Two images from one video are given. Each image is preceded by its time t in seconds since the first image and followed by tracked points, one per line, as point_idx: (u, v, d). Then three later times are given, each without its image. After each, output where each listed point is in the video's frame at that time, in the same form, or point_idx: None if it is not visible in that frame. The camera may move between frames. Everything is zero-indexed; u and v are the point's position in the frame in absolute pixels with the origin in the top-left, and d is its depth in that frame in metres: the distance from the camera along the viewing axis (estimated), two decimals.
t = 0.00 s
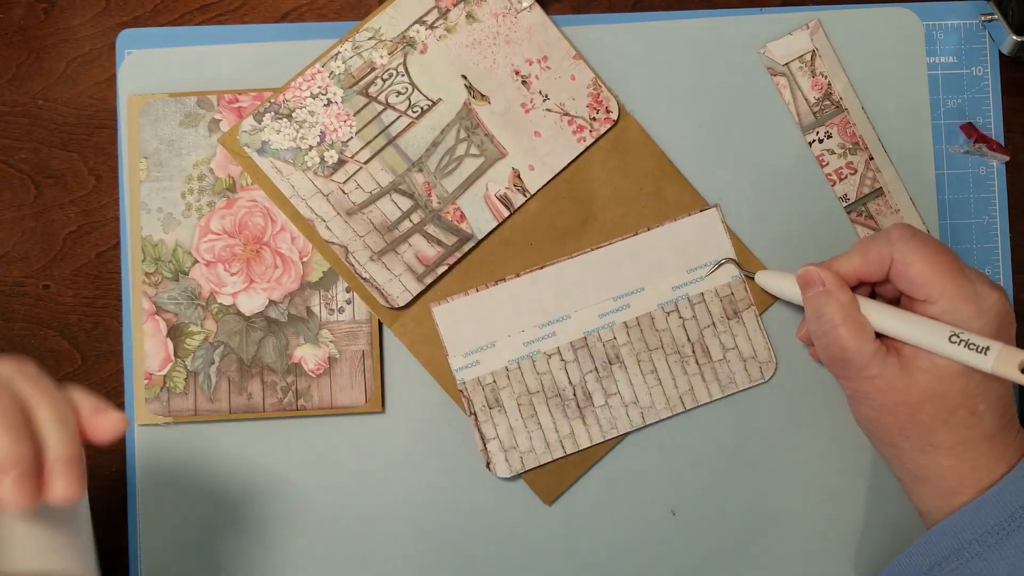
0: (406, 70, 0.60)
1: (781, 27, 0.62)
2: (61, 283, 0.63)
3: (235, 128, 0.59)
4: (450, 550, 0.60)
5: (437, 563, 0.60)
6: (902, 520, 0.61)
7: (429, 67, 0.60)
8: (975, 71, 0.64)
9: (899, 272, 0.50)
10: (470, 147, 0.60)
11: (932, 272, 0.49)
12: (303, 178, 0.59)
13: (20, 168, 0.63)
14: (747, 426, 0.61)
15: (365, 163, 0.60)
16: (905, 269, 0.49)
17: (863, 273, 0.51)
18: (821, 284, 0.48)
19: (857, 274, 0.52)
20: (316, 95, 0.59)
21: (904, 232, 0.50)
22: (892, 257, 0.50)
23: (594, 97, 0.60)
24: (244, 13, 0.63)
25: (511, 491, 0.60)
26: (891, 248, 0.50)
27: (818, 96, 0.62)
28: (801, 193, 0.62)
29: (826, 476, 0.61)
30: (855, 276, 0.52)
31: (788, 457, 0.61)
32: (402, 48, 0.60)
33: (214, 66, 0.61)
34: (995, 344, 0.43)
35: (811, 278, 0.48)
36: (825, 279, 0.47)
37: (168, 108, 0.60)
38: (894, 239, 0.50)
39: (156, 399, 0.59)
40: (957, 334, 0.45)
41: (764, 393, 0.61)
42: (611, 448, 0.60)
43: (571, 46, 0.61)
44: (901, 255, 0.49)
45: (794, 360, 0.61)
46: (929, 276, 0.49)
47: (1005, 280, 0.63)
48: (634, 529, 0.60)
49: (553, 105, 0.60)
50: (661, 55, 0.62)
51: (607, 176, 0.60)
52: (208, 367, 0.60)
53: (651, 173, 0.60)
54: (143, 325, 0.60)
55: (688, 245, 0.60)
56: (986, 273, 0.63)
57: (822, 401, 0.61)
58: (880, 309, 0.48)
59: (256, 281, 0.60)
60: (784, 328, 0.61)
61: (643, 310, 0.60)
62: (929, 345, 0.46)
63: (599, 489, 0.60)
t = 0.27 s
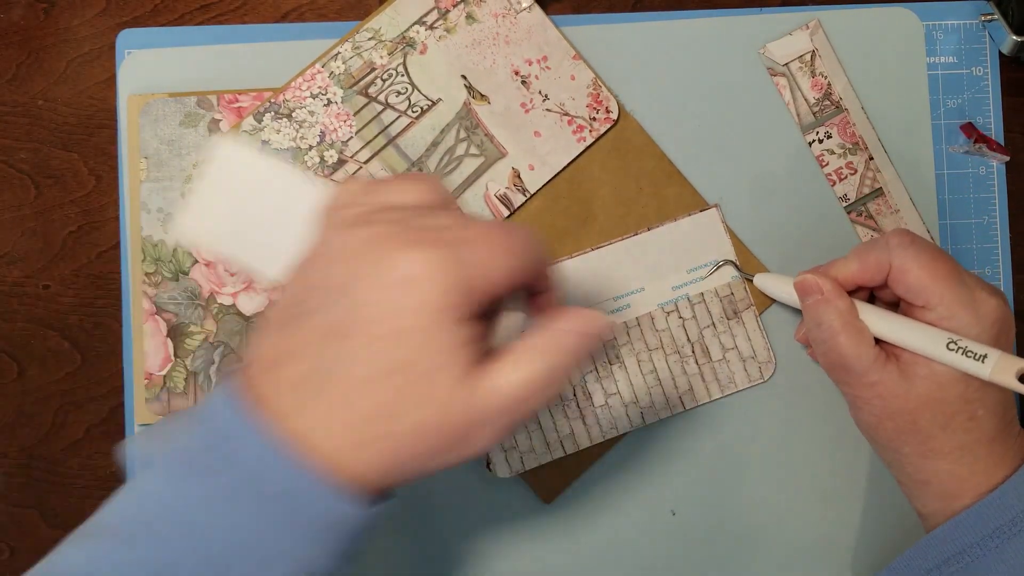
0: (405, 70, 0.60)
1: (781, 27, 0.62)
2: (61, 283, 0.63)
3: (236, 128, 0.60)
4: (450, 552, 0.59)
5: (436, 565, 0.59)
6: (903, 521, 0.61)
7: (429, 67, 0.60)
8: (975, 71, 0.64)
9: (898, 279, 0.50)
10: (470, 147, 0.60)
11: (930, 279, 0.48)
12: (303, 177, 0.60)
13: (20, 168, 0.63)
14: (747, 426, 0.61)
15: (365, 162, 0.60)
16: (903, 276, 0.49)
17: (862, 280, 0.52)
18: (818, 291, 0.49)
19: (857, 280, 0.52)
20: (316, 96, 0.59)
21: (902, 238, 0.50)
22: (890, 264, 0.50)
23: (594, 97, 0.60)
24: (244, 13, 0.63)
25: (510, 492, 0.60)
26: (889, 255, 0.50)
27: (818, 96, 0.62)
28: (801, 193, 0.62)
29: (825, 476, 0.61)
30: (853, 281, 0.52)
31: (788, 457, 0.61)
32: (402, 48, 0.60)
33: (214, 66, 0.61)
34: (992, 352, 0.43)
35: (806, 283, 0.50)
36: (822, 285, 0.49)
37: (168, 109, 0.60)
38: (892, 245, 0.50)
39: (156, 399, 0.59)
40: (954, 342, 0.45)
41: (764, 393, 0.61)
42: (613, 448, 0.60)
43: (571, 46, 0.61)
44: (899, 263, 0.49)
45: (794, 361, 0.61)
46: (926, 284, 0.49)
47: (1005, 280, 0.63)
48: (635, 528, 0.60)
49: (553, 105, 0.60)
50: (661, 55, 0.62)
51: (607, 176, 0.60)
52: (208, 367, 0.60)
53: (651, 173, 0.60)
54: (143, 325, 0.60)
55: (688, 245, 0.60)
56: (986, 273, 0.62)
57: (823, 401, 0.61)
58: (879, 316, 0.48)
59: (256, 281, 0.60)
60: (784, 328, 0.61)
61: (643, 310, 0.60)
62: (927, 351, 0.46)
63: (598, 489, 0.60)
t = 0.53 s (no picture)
0: (405, 72, 0.60)
1: (781, 26, 0.62)
2: (59, 283, 0.62)
3: (236, 130, 0.59)
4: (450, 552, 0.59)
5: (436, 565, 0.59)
6: (904, 522, 0.60)
7: (429, 66, 0.60)
8: (976, 70, 0.63)
9: (906, 274, 0.49)
10: (468, 147, 0.59)
11: (939, 275, 0.48)
12: (303, 178, 0.59)
13: (18, 168, 0.63)
14: (748, 426, 0.61)
15: (364, 163, 0.59)
16: (912, 272, 0.49)
17: (869, 273, 0.51)
18: (823, 287, 0.48)
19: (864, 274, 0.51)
20: (315, 97, 0.59)
21: (912, 233, 0.50)
22: (900, 258, 0.49)
23: (593, 97, 0.60)
24: (245, 13, 0.64)
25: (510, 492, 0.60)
26: (900, 250, 0.49)
27: (819, 96, 0.61)
28: (802, 193, 0.61)
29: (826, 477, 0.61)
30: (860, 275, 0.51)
31: (789, 457, 0.61)
32: (402, 48, 0.60)
33: (212, 65, 0.61)
34: (996, 348, 0.43)
35: (811, 280, 0.49)
36: (828, 282, 0.48)
37: (166, 108, 0.60)
38: (902, 240, 0.50)
39: (156, 399, 0.59)
40: (959, 337, 0.45)
41: (764, 394, 0.61)
42: (613, 448, 0.60)
43: (571, 45, 0.61)
44: (910, 257, 0.49)
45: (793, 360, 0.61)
46: (936, 280, 0.48)
47: (1006, 280, 0.62)
48: (635, 529, 0.60)
49: (552, 105, 0.60)
50: (661, 55, 0.62)
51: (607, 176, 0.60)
52: (207, 367, 0.59)
53: (651, 173, 0.60)
54: (142, 325, 0.60)
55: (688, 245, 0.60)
56: (987, 273, 0.62)
57: (823, 401, 0.61)
58: (884, 307, 0.47)
59: (255, 281, 0.60)
60: (784, 328, 0.61)
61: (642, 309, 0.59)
62: (930, 346, 0.45)
63: (599, 490, 0.60)
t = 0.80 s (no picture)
0: (407, 71, 0.59)
1: (781, 27, 0.62)
2: (59, 283, 0.62)
3: (235, 133, 0.58)
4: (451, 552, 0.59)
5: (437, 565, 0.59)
6: (903, 521, 0.61)
7: (430, 67, 0.60)
8: (976, 70, 0.63)
9: (926, 264, 0.49)
10: (469, 148, 0.59)
11: (959, 266, 0.48)
12: (305, 183, 0.59)
13: (18, 167, 0.63)
14: (748, 426, 0.61)
15: (367, 167, 0.59)
16: (933, 262, 0.49)
17: (889, 262, 0.51)
18: (846, 272, 0.49)
19: (882, 262, 0.51)
20: (317, 98, 0.59)
21: (935, 223, 0.50)
22: (921, 248, 0.50)
23: (593, 98, 0.60)
24: (244, 12, 0.64)
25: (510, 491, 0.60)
26: (921, 239, 0.49)
27: (819, 96, 0.61)
28: (801, 194, 0.61)
29: (826, 476, 0.61)
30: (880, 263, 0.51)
31: (789, 457, 0.61)
32: (404, 48, 0.59)
33: (213, 66, 0.61)
34: (1012, 342, 0.44)
35: (834, 264, 0.49)
36: (851, 266, 0.48)
37: (167, 108, 0.60)
38: (925, 229, 0.50)
39: (155, 399, 0.59)
40: (975, 329, 0.46)
41: (764, 393, 0.61)
42: (613, 448, 0.60)
43: (572, 46, 0.61)
44: (931, 247, 0.49)
45: (792, 359, 0.61)
46: (956, 271, 0.48)
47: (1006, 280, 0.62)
48: (636, 529, 0.60)
49: (553, 106, 0.60)
50: (661, 55, 0.62)
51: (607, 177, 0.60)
52: (207, 367, 0.59)
53: (651, 174, 0.60)
54: (142, 325, 0.59)
55: (688, 245, 0.60)
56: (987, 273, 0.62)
57: (822, 401, 0.61)
58: (903, 298, 0.48)
59: (255, 281, 0.60)
60: (783, 328, 0.61)
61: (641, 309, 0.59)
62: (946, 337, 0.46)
63: (599, 489, 0.60)
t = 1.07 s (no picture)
0: (407, 71, 0.59)
1: (781, 27, 0.62)
2: (59, 283, 0.62)
3: (236, 133, 0.59)
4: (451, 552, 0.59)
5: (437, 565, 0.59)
6: (903, 522, 0.61)
7: (430, 67, 0.60)
8: (976, 71, 0.63)
9: (929, 268, 0.50)
10: (469, 148, 0.59)
11: (963, 270, 0.48)
12: (305, 183, 0.59)
13: (19, 167, 0.63)
14: (748, 426, 0.61)
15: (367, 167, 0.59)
16: (936, 266, 0.49)
17: (894, 265, 0.51)
18: (853, 271, 0.49)
19: (886, 265, 0.51)
20: (317, 98, 0.59)
21: (940, 227, 0.50)
22: (925, 252, 0.50)
23: (593, 98, 0.60)
24: (244, 12, 0.64)
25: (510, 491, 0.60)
26: (926, 243, 0.49)
27: (819, 96, 0.61)
28: (802, 194, 0.61)
29: (826, 477, 0.61)
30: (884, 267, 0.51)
31: (789, 457, 0.61)
32: (405, 48, 0.59)
33: (214, 66, 0.61)
34: (1014, 349, 0.44)
35: (842, 263, 0.49)
36: (859, 265, 0.48)
37: (167, 109, 0.60)
38: (929, 233, 0.50)
39: (156, 399, 0.59)
40: (977, 336, 0.45)
41: (764, 393, 0.61)
42: (613, 447, 0.60)
43: (572, 46, 0.61)
44: (935, 251, 0.49)
45: (791, 359, 0.61)
46: (957, 274, 0.48)
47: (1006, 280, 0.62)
48: (636, 529, 0.60)
49: (553, 106, 0.60)
50: (662, 55, 0.62)
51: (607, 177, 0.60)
52: (207, 367, 0.59)
53: (652, 173, 0.60)
54: (143, 325, 0.59)
55: (689, 246, 0.60)
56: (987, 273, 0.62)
57: (822, 402, 0.61)
58: (907, 301, 0.48)
59: (255, 281, 0.60)
60: (784, 328, 0.61)
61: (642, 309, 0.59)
62: (946, 342, 0.46)
63: (599, 490, 0.60)
